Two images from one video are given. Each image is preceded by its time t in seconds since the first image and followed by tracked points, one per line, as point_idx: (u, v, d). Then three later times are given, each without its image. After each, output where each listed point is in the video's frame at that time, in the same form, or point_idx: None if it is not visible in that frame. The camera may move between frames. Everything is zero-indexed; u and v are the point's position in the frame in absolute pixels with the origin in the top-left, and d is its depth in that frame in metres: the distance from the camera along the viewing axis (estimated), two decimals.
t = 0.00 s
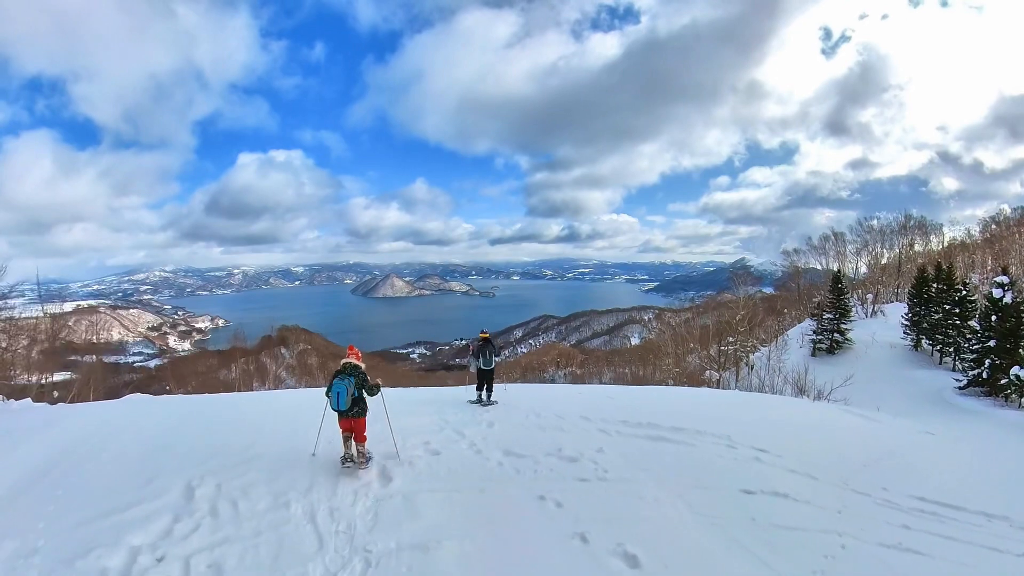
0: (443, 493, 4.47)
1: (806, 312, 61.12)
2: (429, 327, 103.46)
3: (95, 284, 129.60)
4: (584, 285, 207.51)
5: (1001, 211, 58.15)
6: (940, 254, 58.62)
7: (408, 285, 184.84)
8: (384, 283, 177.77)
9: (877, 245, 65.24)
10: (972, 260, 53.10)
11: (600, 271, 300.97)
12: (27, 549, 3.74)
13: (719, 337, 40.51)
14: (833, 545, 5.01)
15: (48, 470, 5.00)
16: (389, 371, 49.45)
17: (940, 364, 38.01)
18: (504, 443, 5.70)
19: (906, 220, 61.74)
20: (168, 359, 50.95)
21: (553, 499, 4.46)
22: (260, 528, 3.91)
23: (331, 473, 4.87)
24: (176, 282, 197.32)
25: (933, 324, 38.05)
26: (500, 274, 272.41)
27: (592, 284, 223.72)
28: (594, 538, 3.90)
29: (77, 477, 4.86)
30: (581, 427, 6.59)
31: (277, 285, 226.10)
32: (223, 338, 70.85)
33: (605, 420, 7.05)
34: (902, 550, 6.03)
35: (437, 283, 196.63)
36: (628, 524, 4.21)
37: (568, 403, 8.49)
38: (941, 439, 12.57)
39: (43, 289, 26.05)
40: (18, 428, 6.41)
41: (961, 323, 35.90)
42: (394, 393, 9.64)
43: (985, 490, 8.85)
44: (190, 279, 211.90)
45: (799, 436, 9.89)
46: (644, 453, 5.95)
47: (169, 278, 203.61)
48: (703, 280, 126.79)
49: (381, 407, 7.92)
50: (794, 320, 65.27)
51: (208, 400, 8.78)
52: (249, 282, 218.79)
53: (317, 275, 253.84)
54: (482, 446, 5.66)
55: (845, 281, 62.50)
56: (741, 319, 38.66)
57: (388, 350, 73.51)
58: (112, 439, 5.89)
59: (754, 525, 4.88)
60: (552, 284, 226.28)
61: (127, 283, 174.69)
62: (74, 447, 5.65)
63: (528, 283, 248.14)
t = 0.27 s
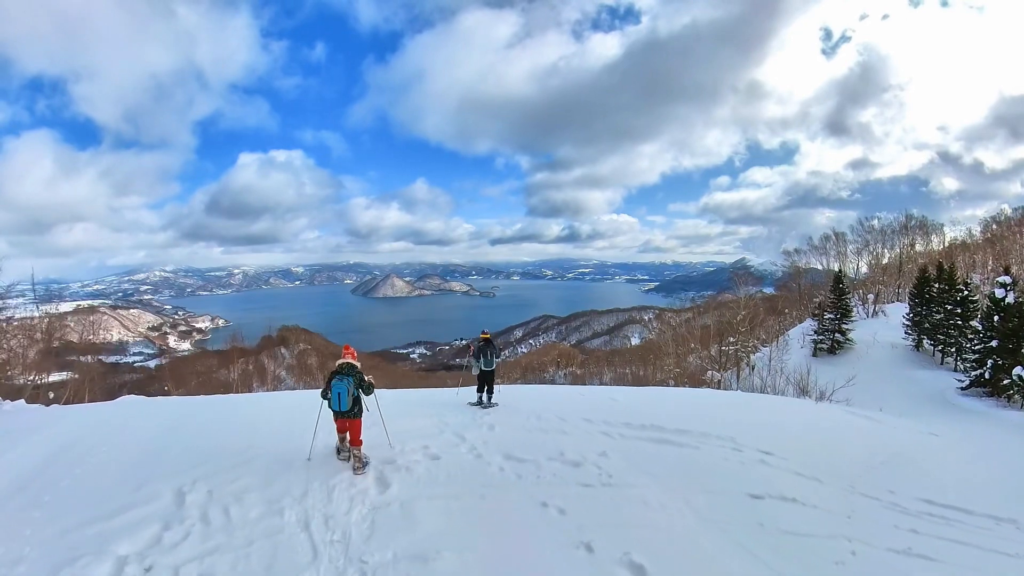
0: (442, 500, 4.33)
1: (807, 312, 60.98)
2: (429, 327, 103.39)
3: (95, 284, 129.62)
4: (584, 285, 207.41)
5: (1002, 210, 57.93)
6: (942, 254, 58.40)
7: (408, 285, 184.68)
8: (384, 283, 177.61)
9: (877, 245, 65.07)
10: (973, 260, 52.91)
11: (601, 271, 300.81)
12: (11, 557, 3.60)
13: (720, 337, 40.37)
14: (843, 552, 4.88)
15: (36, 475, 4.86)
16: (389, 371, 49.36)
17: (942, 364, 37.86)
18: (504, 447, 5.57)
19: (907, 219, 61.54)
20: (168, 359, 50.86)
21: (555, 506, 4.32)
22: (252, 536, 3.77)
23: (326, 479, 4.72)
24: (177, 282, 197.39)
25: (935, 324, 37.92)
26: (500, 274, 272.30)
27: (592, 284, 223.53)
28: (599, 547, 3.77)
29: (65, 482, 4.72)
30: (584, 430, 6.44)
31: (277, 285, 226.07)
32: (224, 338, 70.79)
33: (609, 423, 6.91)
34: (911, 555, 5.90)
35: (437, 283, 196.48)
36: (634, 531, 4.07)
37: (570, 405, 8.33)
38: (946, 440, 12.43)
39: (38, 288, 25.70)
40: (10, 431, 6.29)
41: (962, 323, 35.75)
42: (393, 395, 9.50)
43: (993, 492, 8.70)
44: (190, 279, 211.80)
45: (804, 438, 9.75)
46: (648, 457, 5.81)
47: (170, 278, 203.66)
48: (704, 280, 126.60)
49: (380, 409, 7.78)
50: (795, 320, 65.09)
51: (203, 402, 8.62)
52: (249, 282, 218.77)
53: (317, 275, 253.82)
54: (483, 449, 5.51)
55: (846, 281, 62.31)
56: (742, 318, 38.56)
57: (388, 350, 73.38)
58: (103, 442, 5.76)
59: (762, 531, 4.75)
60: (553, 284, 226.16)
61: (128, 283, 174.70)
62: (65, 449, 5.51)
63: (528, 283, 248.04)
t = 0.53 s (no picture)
0: (441, 509, 4.16)
1: (807, 312, 60.85)
2: (430, 327, 103.31)
3: (95, 284, 129.57)
4: (584, 284, 207.41)
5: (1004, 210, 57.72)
6: (943, 254, 58.21)
7: (408, 285, 184.61)
8: (384, 283, 177.52)
9: (878, 244, 64.89)
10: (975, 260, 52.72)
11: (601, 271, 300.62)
12: None
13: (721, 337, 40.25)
14: (856, 560, 4.71)
15: (19, 480, 4.68)
16: (389, 370, 49.25)
17: (943, 364, 37.70)
18: (505, 452, 5.39)
19: (908, 219, 61.36)
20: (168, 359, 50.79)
21: (558, 514, 4.15)
22: (241, 547, 3.58)
23: (319, 486, 4.54)
24: (177, 282, 197.46)
25: (936, 324, 37.75)
26: (501, 274, 272.24)
27: (593, 284, 223.31)
28: (606, 559, 3.59)
29: (49, 488, 4.53)
30: (586, 432, 6.26)
31: (277, 285, 225.86)
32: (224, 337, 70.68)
33: (612, 425, 6.73)
34: (924, 562, 5.73)
35: (437, 283, 196.38)
36: (641, 541, 3.89)
37: (572, 406, 8.16)
38: (952, 441, 12.26)
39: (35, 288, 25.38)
40: None
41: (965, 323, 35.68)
42: (391, 397, 9.32)
43: (1003, 494, 8.53)
44: (190, 279, 211.43)
45: (809, 440, 9.57)
46: (656, 461, 5.64)
47: (170, 278, 203.62)
48: (704, 279, 126.47)
49: (377, 411, 7.60)
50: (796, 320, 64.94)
51: (196, 404, 8.45)
52: (249, 282, 218.75)
53: (317, 275, 253.76)
54: (482, 454, 5.34)
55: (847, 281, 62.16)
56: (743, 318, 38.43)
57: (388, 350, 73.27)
58: (90, 446, 5.57)
59: (773, 538, 4.58)
60: (553, 284, 226.08)
61: (128, 283, 174.61)
62: (51, 453, 5.34)
63: (528, 283, 247.96)
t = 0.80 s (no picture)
0: (441, 521, 3.97)
1: (809, 312, 60.61)
2: (430, 327, 103.08)
3: (96, 284, 129.33)
4: (584, 284, 207.11)
5: (1006, 210, 57.45)
6: (944, 254, 57.95)
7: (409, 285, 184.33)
8: (384, 283, 177.23)
9: (879, 245, 64.67)
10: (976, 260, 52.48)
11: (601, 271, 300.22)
12: None
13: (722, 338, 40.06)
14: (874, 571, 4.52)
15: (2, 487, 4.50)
16: (389, 370, 49.03)
17: (945, 364, 37.49)
18: (507, 459, 5.21)
19: (910, 219, 61.10)
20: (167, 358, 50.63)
21: (564, 525, 3.97)
22: (229, 563, 3.40)
23: (313, 495, 4.36)
24: (177, 282, 197.30)
25: (938, 324, 37.58)
26: (501, 274, 271.91)
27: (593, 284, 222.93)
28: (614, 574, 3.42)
29: (32, 497, 4.35)
30: (591, 437, 6.07)
31: (277, 285, 225.60)
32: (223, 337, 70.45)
33: (618, 429, 6.54)
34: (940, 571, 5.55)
35: (437, 283, 196.05)
36: (651, 553, 3.71)
37: (575, 410, 7.96)
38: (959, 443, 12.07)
39: (33, 287, 24.95)
40: None
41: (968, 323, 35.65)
42: (389, 400, 9.15)
43: (1016, 498, 8.34)
44: (190, 279, 211.32)
45: (818, 444, 9.38)
46: (664, 468, 5.46)
47: (170, 278, 203.40)
48: (704, 279, 126.11)
49: (375, 414, 7.42)
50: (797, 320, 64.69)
51: (191, 407, 8.25)
52: (250, 282, 218.51)
53: (317, 274, 253.56)
54: (484, 461, 5.16)
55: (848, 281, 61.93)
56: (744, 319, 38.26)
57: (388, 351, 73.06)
58: (77, 451, 5.37)
59: (787, 548, 4.40)
60: (553, 284, 225.74)
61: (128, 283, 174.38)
62: (37, 458, 5.16)
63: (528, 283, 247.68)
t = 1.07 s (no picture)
0: (444, 530, 3.83)
1: (809, 312, 60.50)
2: (430, 327, 102.96)
3: (95, 284, 129.12)
4: (584, 285, 207.12)
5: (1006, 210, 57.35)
6: (945, 254, 57.81)
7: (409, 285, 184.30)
8: (384, 283, 177.17)
9: (880, 244, 64.52)
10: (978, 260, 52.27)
11: (601, 271, 300.04)
12: None
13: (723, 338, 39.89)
14: None
15: None
16: (389, 370, 48.95)
17: (947, 364, 37.33)
18: (511, 463, 5.06)
19: (911, 219, 60.99)
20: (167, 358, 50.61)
21: (571, 533, 3.83)
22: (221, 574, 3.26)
23: (310, 503, 4.21)
24: (177, 282, 197.54)
25: (940, 324, 37.33)
26: (501, 275, 271.83)
27: (593, 284, 222.80)
28: None
29: (19, 502, 4.21)
30: (597, 440, 5.94)
31: (277, 285, 225.70)
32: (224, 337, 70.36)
33: (623, 432, 6.39)
34: None
35: (437, 283, 196.01)
36: (664, 563, 3.57)
37: (578, 411, 7.80)
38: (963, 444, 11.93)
39: (34, 287, 24.85)
40: None
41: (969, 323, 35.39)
42: (389, 402, 9.01)
43: None
44: (190, 279, 211.54)
45: (823, 445, 9.23)
46: (672, 472, 5.31)
47: (171, 279, 203.40)
48: (704, 280, 126.06)
49: (375, 417, 7.28)
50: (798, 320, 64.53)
51: (188, 408, 8.12)
52: (250, 282, 218.47)
53: (317, 275, 253.81)
54: (487, 465, 5.02)
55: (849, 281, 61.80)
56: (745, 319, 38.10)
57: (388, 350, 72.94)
58: (69, 454, 5.23)
59: (803, 555, 4.24)
60: (553, 284, 225.66)
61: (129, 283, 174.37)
62: (27, 461, 5.02)
63: (529, 283, 247.59)
